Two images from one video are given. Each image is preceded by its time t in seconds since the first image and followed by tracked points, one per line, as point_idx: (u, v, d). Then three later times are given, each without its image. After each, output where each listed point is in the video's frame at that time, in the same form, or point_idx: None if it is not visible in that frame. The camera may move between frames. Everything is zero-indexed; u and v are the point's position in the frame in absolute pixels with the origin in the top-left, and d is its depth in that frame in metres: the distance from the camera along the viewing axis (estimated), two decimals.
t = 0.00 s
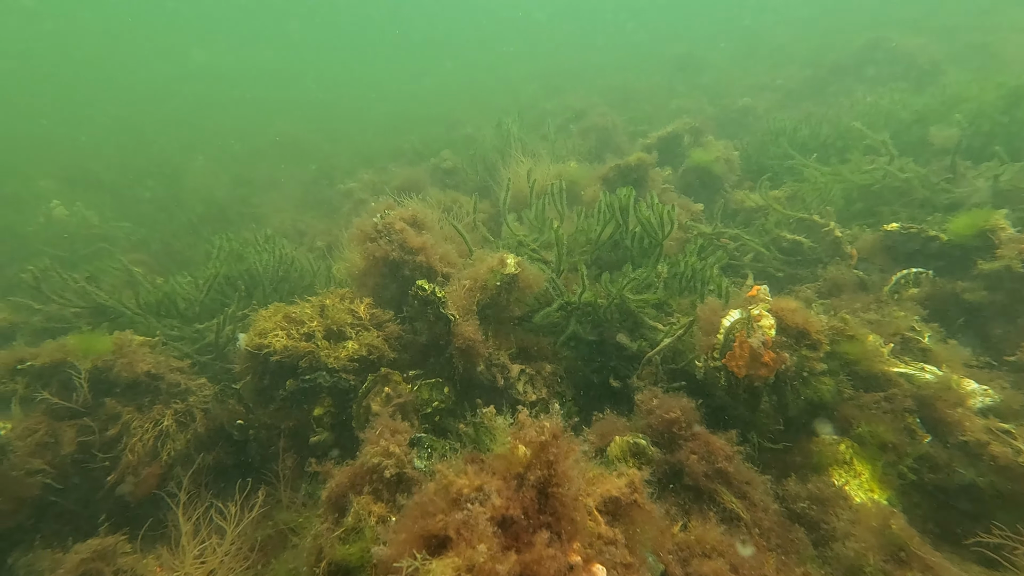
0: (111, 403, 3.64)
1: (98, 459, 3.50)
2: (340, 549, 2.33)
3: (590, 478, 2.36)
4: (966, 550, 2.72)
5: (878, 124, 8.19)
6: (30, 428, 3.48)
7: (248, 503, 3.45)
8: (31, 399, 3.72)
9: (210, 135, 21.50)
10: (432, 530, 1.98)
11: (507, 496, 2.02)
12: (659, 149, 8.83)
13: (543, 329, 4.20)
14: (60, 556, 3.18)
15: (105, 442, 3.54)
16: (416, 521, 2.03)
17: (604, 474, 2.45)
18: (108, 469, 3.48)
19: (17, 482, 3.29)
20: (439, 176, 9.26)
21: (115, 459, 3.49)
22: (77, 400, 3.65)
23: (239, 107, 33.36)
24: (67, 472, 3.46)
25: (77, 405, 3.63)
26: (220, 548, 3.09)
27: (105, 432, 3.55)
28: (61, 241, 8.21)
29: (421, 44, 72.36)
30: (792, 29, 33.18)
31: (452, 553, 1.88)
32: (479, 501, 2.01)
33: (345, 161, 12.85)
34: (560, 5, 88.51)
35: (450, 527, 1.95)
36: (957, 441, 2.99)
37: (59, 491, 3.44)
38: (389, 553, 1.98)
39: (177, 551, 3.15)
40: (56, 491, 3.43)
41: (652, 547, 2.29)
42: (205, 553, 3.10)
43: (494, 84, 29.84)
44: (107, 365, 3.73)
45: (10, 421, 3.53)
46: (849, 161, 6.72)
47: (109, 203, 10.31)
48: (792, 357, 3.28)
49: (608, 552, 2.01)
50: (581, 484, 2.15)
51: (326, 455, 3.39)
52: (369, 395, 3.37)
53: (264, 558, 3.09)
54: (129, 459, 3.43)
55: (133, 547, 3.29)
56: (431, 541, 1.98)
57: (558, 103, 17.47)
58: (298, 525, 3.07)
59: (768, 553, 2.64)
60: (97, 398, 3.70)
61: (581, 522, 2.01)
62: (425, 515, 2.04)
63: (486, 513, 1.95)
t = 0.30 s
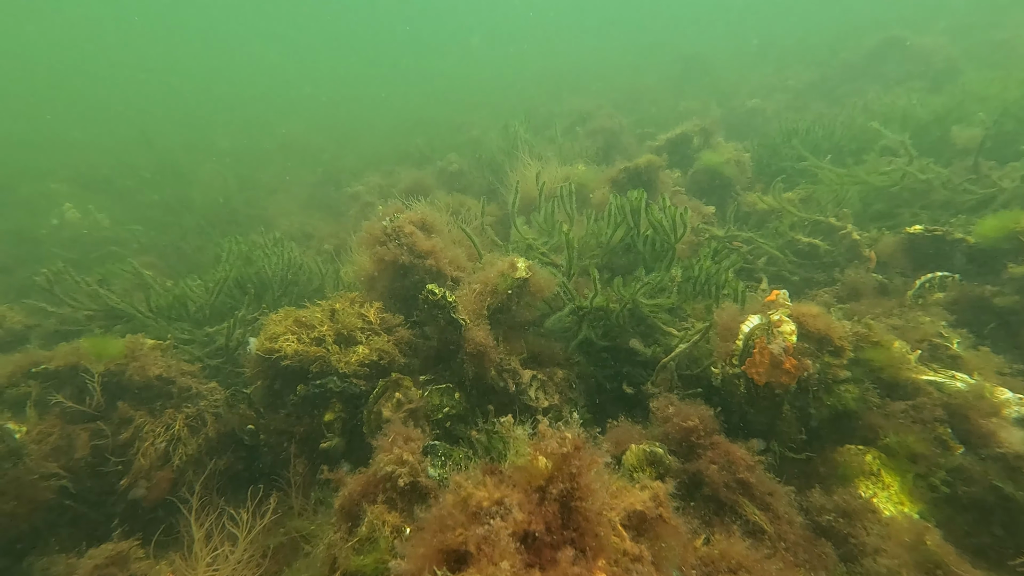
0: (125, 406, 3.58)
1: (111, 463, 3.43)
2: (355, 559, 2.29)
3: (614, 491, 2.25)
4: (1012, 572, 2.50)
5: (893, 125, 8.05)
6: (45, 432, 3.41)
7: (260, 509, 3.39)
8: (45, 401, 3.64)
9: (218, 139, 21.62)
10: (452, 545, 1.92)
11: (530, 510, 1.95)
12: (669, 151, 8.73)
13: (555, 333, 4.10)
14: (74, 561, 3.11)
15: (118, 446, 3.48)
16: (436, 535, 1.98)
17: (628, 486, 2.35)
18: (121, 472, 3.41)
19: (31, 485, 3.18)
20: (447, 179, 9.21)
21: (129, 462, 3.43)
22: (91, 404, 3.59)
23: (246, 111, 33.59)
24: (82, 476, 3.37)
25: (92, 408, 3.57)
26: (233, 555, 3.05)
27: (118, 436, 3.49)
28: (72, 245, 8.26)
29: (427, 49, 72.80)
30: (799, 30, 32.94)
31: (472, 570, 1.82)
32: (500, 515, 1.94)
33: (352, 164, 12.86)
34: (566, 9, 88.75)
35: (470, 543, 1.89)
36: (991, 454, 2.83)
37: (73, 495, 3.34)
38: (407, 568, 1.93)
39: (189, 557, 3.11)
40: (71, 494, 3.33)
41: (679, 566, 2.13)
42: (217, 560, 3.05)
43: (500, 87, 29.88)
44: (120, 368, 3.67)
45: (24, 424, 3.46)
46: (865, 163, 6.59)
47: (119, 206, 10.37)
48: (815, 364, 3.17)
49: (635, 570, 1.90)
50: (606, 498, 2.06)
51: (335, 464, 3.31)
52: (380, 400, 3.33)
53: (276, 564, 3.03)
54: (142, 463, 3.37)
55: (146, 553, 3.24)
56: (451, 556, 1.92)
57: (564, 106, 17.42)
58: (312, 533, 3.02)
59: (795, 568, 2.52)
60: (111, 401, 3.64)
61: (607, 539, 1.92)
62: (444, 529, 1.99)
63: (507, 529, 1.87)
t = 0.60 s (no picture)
0: (126, 411, 3.53)
1: (113, 468, 3.36)
2: (358, 569, 2.21)
3: (628, 501, 2.18)
4: None
5: (900, 125, 7.98)
6: (45, 437, 3.35)
7: (262, 516, 3.31)
8: (46, 406, 3.59)
9: (219, 143, 21.61)
10: (460, 557, 1.85)
11: (541, 521, 1.88)
12: (671, 153, 8.67)
13: (558, 337, 4.06)
14: (77, 566, 3.02)
15: (120, 451, 3.41)
16: (443, 547, 1.91)
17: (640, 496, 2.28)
18: (124, 478, 3.34)
19: (34, 491, 3.12)
20: (448, 181, 9.16)
21: (131, 467, 3.36)
22: (92, 409, 3.52)
23: (247, 114, 33.60)
24: (84, 481, 3.32)
25: (92, 413, 3.50)
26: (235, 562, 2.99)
27: (119, 441, 3.42)
28: (72, 249, 8.22)
29: (428, 52, 73.01)
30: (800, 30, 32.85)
31: None
32: (510, 527, 1.87)
33: (352, 167, 12.83)
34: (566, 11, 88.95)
35: (479, 554, 1.82)
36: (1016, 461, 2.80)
37: (75, 499, 3.27)
38: None
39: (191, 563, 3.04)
40: (73, 499, 3.26)
41: None
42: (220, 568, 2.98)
43: (500, 89, 29.85)
44: (121, 372, 3.61)
45: (24, 428, 3.40)
46: (873, 163, 6.52)
47: (120, 210, 10.34)
48: (828, 368, 3.09)
49: None
50: (619, 508, 1.99)
51: (337, 470, 3.26)
52: (382, 405, 3.26)
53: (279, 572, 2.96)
54: (143, 468, 3.31)
55: (148, 559, 3.14)
56: (459, 569, 1.84)
57: (565, 107, 17.38)
58: (315, 540, 2.95)
59: None
60: (112, 406, 3.58)
61: (621, 551, 1.85)
62: (452, 540, 1.92)
63: (518, 541, 1.80)
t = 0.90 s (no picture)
0: (111, 418, 3.41)
1: (97, 476, 3.27)
2: None
3: (633, 512, 2.12)
4: None
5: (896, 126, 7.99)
6: (25, 445, 3.26)
7: (253, 525, 3.22)
8: (27, 412, 3.48)
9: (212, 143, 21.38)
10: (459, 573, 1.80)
11: (543, 535, 1.82)
12: (668, 154, 8.65)
13: (556, 340, 4.03)
14: None
15: (104, 459, 3.31)
16: (442, 563, 1.87)
17: (646, 506, 2.22)
18: (108, 486, 3.26)
19: (11, 501, 3.07)
20: (444, 182, 9.08)
21: (115, 476, 3.26)
22: (75, 415, 3.42)
23: (240, 114, 33.33)
24: (66, 490, 3.23)
25: (75, 419, 3.40)
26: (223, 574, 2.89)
27: (104, 448, 3.32)
28: (60, 250, 8.08)
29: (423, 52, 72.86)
30: (795, 32, 33.02)
31: None
32: (511, 542, 1.81)
33: (347, 167, 12.73)
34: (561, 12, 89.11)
35: (479, 571, 1.77)
36: (1019, 465, 2.77)
37: (57, 509, 3.21)
38: None
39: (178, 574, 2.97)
40: (54, 509, 3.20)
41: None
42: None
43: (496, 89, 29.78)
44: (106, 377, 3.49)
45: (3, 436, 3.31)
46: (870, 164, 6.51)
47: (109, 211, 10.20)
48: (831, 371, 3.06)
49: None
50: (625, 521, 1.94)
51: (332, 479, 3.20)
52: (377, 410, 3.21)
53: None
54: (128, 476, 3.20)
55: (132, 570, 3.06)
56: None
57: (561, 108, 17.35)
58: (307, 550, 2.88)
59: None
60: (96, 412, 3.47)
61: (627, 565, 1.80)
62: (451, 555, 1.87)
63: (520, 557, 1.74)
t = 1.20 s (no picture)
0: (82, 428, 3.31)
1: (66, 490, 3.15)
2: None
3: (627, 527, 2.07)
4: None
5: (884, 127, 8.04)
6: None
7: (233, 541, 3.11)
8: None
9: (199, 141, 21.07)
10: None
11: (534, 557, 1.79)
12: (660, 155, 8.63)
13: (549, 344, 3.98)
14: None
15: (73, 472, 3.19)
16: None
17: (641, 519, 2.16)
18: (78, 501, 3.14)
19: None
20: (434, 182, 8.99)
21: (86, 490, 3.14)
22: (42, 426, 3.29)
23: (228, 111, 32.88)
24: (32, 505, 3.10)
25: (42, 431, 3.28)
26: None
27: (73, 460, 3.21)
28: (36, 251, 7.84)
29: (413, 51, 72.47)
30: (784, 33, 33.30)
31: None
32: (500, 564, 1.78)
33: (336, 166, 12.57)
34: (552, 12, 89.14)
35: None
36: (1010, 469, 2.75)
37: (22, 527, 3.08)
38: None
39: None
40: (19, 526, 3.07)
41: None
42: None
43: (487, 88, 29.66)
44: (76, 387, 3.38)
45: None
46: (860, 165, 6.53)
47: (89, 210, 9.94)
48: (824, 376, 3.04)
49: None
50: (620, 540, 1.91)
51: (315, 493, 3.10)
52: (365, 418, 3.12)
53: None
54: (100, 490, 3.08)
55: None
56: None
57: (553, 108, 17.31)
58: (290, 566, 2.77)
59: None
60: (65, 422, 3.35)
61: None
62: None
63: None
